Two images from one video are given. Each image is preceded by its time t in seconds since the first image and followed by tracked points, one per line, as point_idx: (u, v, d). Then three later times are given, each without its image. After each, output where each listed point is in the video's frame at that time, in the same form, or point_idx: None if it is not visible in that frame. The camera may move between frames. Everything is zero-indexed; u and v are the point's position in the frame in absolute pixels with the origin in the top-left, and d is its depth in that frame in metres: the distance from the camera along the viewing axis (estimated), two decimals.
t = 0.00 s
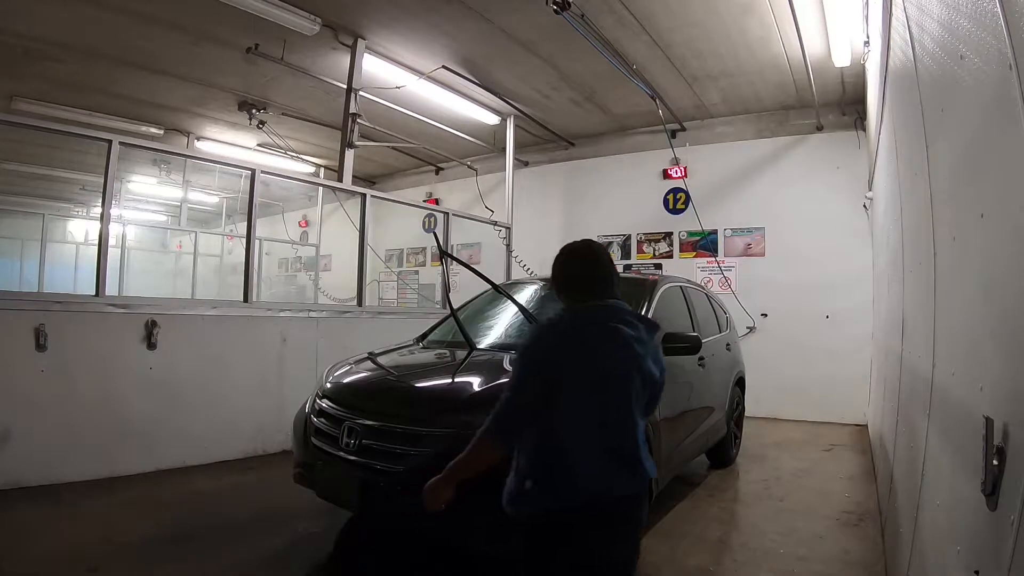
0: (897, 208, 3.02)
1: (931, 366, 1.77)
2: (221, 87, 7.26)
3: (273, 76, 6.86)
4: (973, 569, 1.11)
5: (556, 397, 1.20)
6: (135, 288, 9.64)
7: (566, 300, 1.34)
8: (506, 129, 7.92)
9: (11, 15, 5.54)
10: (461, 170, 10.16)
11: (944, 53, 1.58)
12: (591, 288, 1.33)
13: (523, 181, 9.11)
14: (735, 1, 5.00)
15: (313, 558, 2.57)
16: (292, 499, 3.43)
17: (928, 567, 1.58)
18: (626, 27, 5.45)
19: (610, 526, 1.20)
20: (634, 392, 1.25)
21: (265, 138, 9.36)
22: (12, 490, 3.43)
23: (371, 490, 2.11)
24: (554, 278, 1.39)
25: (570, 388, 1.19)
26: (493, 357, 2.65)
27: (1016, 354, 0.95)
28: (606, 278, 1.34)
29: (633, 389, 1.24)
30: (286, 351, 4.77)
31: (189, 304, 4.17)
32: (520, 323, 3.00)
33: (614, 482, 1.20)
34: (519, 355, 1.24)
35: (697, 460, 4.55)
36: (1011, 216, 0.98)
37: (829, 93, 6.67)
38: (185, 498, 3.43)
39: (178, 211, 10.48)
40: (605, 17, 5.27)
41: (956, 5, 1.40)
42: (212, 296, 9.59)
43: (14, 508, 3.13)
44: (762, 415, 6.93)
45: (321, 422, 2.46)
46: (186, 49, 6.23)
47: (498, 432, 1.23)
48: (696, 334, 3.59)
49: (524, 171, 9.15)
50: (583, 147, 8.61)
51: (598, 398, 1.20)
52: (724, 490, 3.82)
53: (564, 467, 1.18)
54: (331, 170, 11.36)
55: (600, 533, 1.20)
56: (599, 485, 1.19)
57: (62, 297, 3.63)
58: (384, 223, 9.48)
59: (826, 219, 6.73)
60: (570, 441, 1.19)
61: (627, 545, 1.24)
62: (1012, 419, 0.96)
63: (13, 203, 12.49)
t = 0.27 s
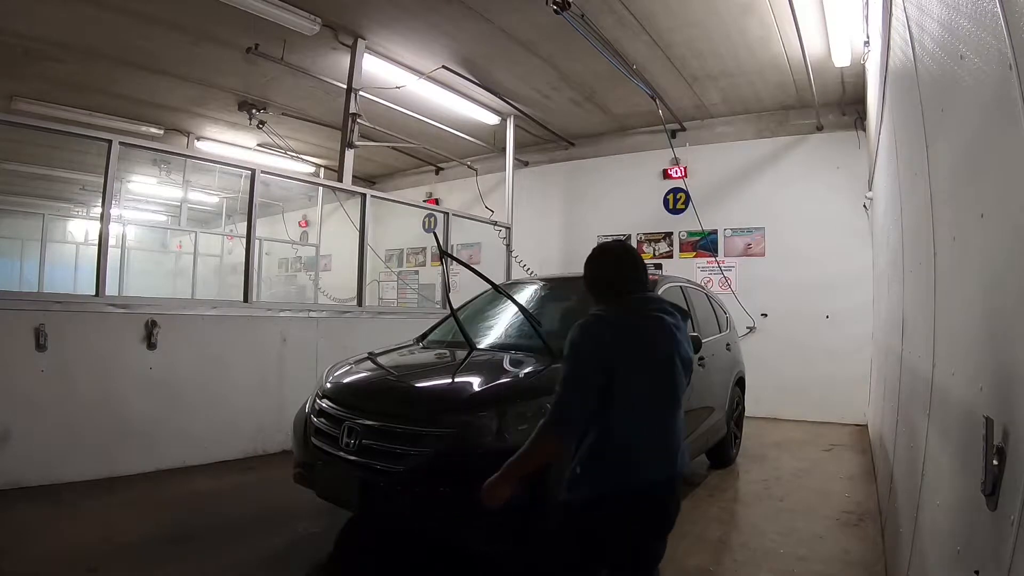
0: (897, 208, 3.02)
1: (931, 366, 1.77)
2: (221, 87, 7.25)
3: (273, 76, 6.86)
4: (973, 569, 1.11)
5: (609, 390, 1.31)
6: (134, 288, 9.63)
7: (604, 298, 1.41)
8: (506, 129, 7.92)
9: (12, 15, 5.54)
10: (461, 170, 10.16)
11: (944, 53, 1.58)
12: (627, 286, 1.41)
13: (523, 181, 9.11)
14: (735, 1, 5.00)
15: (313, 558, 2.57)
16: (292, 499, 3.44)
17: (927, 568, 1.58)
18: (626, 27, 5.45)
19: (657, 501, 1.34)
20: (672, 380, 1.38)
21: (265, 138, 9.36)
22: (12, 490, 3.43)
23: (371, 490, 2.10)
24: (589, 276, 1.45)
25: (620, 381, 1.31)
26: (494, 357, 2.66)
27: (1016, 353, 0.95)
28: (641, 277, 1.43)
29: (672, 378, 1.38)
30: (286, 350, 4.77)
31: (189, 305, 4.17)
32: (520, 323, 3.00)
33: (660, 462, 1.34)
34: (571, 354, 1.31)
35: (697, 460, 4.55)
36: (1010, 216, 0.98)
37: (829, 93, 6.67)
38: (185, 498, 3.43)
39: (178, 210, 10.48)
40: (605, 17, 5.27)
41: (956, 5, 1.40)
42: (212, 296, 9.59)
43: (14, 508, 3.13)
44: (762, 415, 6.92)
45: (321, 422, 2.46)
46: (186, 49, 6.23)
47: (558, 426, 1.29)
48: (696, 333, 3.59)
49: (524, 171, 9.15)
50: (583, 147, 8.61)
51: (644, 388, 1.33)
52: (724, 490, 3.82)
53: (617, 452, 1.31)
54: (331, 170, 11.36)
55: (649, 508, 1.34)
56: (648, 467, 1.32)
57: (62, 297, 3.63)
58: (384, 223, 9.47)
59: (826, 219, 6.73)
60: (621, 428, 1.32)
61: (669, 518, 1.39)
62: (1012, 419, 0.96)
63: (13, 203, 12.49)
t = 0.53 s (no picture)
0: (897, 208, 3.03)
1: (931, 367, 1.77)
2: (221, 87, 7.26)
3: (273, 76, 6.86)
4: (973, 569, 1.11)
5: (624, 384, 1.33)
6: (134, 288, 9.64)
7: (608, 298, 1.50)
8: (506, 128, 7.92)
9: (12, 15, 5.54)
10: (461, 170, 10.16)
11: (943, 54, 1.58)
12: (634, 284, 1.48)
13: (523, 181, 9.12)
14: (735, 1, 5.00)
15: (313, 558, 2.57)
16: (292, 499, 3.43)
17: (927, 567, 1.59)
18: (626, 27, 5.45)
19: (671, 493, 1.37)
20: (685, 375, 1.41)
21: (265, 138, 9.36)
22: (12, 490, 3.43)
23: (371, 490, 2.11)
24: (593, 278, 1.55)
25: (635, 375, 1.35)
26: (494, 357, 2.66)
27: (1016, 352, 0.95)
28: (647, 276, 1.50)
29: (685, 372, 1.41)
30: (286, 350, 4.77)
31: (189, 305, 4.17)
32: (520, 324, 3.01)
33: (673, 454, 1.37)
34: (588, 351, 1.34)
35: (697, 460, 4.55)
36: (1010, 216, 0.98)
37: (829, 93, 6.68)
38: (185, 498, 3.43)
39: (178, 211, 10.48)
40: (605, 17, 5.27)
41: (956, 5, 1.40)
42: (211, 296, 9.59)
43: (14, 508, 3.13)
44: (762, 415, 6.92)
45: (321, 422, 2.46)
46: (185, 49, 6.23)
47: (576, 420, 1.30)
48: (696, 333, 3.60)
49: (524, 171, 9.15)
50: (583, 147, 8.62)
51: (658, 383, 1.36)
52: (723, 490, 3.82)
53: (633, 445, 1.33)
54: (331, 170, 11.37)
55: (664, 500, 1.36)
56: (662, 459, 1.35)
57: (62, 297, 3.63)
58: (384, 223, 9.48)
59: (827, 219, 6.73)
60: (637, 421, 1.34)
61: (681, 509, 1.42)
62: (1012, 419, 0.96)
63: (13, 203, 12.49)
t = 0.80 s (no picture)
0: (897, 208, 3.03)
1: (931, 367, 1.77)
2: (221, 87, 7.26)
3: (273, 76, 6.86)
4: (973, 569, 1.11)
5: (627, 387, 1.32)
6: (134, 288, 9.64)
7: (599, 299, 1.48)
8: (506, 128, 7.92)
9: (12, 15, 5.54)
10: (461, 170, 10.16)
11: (943, 54, 1.58)
12: (627, 285, 1.46)
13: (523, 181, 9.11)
14: (735, 0, 5.00)
15: (313, 558, 2.57)
16: (292, 499, 3.43)
17: (927, 567, 1.59)
18: (626, 27, 5.45)
19: (670, 492, 1.39)
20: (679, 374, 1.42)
21: (265, 138, 9.36)
22: (12, 490, 3.43)
23: (371, 490, 2.11)
24: (582, 279, 1.52)
25: (637, 377, 1.34)
26: (493, 357, 2.66)
27: (1016, 352, 0.95)
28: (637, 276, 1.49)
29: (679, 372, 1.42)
30: (286, 350, 4.77)
31: (189, 305, 4.17)
32: (520, 324, 3.01)
33: (670, 454, 1.39)
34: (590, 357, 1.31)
35: (697, 460, 4.55)
36: (1011, 217, 0.98)
37: (829, 93, 6.67)
38: (185, 497, 3.43)
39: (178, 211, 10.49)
40: (605, 17, 5.27)
41: (956, 5, 1.40)
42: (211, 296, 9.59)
43: (14, 508, 3.13)
44: (762, 415, 6.92)
45: (321, 422, 2.46)
46: (185, 49, 6.23)
47: (585, 425, 1.28)
48: (696, 333, 3.60)
49: (524, 171, 9.15)
50: (583, 147, 8.61)
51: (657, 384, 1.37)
52: (723, 490, 3.82)
53: (636, 446, 1.33)
54: (331, 169, 11.37)
55: (663, 499, 1.38)
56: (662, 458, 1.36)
57: (62, 297, 3.63)
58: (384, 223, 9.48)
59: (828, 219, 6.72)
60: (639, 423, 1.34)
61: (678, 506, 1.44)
62: (1012, 419, 0.96)
63: (13, 203, 12.50)
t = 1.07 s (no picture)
0: (897, 208, 3.02)
1: (932, 367, 1.77)
2: (221, 87, 7.26)
3: (273, 76, 6.86)
4: (973, 569, 1.11)
5: (553, 388, 1.34)
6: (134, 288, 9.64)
7: (535, 302, 1.50)
8: (506, 128, 7.92)
9: (12, 15, 5.54)
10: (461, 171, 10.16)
11: (944, 53, 1.58)
12: (562, 286, 1.48)
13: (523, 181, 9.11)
14: (735, 1, 5.00)
15: (313, 558, 2.57)
16: (291, 499, 3.43)
17: (927, 567, 1.59)
18: (626, 27, 5.45)
19: (616, 495, 1.36)
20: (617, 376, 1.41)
21: (265, 138, 9.36)
22: (12, 490, 3.43)
23: (371, 490, 2.11)
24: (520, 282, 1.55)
25: (567, 378, 1.35)
26: (494, 357, 2.65)
27: (1017, 353, 0.95)
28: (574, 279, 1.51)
29: (616, 373, 1.41)
30: (286, 350, 4.77)
31: (189, 304, 4.17)
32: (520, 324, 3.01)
33: (612, 456, 1.37)
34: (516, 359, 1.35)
35: (696, 460, 4.55)
36: (1011, 217, 0.98)
37: (829, 93, 6.67)
38: (185, 498, 3.43)
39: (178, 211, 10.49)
40: (605, 17, 5.27)
41: (955, 5, 1.40)
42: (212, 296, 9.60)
43: (14, 508, 3.13)
44: (761, 415, 6.92)
45: (321, 422, 2.46)
46: (186, 49, 6.23)
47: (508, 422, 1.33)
48: (696, 333, 3.60)
49: (524, 171, 9.15)
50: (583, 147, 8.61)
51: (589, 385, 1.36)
52: (723, 490, 3.82)
53: (569, 447, 1.34)
54: (331, 169, 11.37)
55: (609, 503, 1.35)
56: (597, 460, 1.35)
57: (62, 297, 3.63)
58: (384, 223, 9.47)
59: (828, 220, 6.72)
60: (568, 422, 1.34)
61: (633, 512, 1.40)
62: (1012, 419, 0.96)
63: (14, 203, 12.51)
